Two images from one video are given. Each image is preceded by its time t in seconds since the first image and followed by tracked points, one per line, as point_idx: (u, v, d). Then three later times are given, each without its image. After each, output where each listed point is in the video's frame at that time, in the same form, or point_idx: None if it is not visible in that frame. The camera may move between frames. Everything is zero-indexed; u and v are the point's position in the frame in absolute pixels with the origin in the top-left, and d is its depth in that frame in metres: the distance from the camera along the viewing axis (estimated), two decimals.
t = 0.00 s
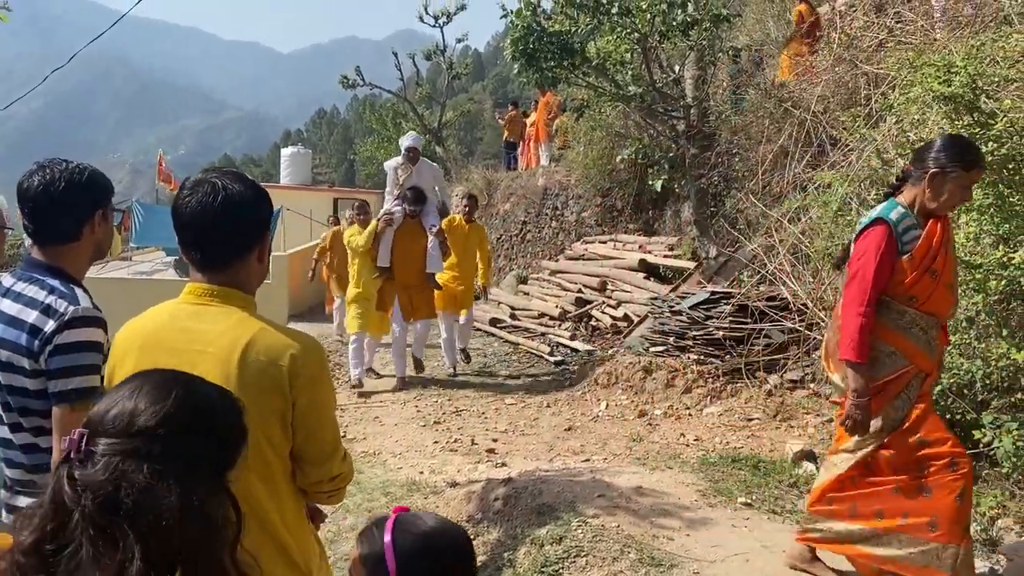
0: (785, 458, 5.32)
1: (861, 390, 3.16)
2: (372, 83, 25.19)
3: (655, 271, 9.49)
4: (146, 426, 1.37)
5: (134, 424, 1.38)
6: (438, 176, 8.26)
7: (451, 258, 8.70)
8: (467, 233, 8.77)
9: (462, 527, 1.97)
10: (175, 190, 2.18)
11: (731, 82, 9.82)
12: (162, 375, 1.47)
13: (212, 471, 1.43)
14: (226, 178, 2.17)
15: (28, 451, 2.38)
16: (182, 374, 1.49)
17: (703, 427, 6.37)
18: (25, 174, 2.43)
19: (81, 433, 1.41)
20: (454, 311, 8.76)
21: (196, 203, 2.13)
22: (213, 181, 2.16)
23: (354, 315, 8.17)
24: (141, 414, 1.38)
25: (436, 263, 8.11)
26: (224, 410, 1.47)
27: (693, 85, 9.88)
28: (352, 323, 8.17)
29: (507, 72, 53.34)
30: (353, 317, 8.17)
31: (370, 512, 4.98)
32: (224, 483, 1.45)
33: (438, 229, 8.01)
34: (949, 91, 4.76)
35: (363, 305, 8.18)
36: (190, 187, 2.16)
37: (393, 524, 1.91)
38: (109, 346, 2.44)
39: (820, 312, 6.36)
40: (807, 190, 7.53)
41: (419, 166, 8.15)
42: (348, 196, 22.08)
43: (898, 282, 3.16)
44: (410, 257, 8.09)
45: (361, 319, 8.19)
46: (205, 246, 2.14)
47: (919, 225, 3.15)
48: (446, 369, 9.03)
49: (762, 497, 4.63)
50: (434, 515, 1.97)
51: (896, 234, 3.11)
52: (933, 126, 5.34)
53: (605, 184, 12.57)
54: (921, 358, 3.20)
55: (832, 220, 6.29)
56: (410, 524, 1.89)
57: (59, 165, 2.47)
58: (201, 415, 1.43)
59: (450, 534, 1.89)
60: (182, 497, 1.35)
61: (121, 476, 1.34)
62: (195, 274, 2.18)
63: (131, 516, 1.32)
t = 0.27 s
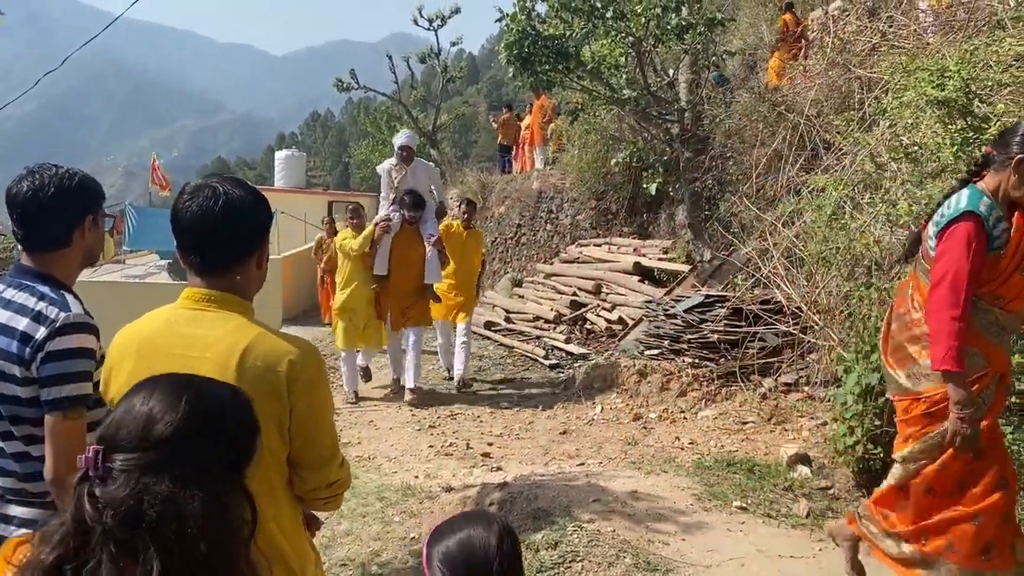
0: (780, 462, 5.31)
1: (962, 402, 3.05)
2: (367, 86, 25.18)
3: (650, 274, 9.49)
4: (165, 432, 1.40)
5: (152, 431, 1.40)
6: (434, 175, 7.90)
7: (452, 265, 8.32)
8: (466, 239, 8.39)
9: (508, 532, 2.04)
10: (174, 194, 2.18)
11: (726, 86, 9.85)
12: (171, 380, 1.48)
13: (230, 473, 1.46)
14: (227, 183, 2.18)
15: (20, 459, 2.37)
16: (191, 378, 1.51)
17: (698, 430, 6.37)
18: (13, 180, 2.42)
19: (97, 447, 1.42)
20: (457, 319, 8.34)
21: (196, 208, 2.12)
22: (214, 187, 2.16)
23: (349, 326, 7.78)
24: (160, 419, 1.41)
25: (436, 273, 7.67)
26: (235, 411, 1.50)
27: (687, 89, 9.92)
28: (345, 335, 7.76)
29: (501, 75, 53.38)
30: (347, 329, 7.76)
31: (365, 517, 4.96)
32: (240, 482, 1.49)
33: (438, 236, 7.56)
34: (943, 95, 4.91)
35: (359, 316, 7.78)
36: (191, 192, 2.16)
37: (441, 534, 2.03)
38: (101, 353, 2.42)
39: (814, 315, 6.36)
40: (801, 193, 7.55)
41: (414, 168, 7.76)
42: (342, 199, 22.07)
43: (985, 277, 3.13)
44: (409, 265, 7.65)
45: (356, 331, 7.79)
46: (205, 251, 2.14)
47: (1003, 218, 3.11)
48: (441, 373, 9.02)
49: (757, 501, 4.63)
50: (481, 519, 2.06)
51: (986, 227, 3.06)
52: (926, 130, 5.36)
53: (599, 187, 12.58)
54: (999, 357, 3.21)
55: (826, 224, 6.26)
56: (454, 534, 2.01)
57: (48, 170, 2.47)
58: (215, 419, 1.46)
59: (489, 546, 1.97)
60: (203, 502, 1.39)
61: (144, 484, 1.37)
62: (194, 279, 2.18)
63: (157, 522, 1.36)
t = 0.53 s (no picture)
0: (777, 467, 5.30)
1: None
2: (359, 88, 25.13)
3: (645, 278, 9.49)
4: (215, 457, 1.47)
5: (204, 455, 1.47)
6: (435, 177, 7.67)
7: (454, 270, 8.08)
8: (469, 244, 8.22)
9: (544, 543, 2.15)
10: (174, 202, 2.15)
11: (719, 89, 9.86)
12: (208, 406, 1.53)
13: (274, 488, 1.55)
14: (227, 193, 2.14)
15: (16, 471, 2.34)
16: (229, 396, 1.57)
17: (694, 435, 6.36)
18: (6, 188, 2.38)
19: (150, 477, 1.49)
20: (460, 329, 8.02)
21: (196, 217, 2.09)
22: (214, 196, 2.13)
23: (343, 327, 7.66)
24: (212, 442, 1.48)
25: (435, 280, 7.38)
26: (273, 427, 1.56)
27: (681, 92, 9.93)
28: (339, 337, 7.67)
29: (494, 77, 53.34)
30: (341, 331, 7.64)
31: (361, 524, 4.94)
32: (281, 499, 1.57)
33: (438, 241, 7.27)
34: (939, 101, 4.80)
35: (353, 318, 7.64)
36: (191, 201, 2.12)
37: (483, 541, 2.18)
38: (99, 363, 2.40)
39: (810, 320, 6.34)
40: (796, 198, 7.56)
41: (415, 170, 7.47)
42: (335, 202, 22.00)
43: None
44: (407, 271, 7.36)
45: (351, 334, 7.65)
46: (205, 261, 2.11)
47: None
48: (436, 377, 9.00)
49: (755, 506, 4.62)
50: (519, 529, 2.17)
51: None
52: (922, 135, 5.36)
53: (593, 191, 12.58)
54: None
55: (822, 229, 6.17)
56: (493, 544, 2.15)
57: (42, 178, 2.43)
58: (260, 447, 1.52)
59: (523, 560, 2.09)
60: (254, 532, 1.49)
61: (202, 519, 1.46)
62: (194, 288, 2.16)
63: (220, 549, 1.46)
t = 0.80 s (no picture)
0: (771, 471, 5.30)
1: None
2: (350, 89, 25.06)
3: (637, 280, 9.50)
4: (296, 455, 1.54)
5: (287, 452, 1.54)
6: (432, 179, 7.22)
7: (452, 277, 7.67)
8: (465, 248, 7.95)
9: (575, 540, 2.14)
10: (168, 208, 2.12)
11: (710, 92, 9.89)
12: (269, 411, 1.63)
13: (347, 499, 1.60)
14: (221, 198, 2.11)
15: (6, 481, 2.30)
16: (311, 397, 1.62)
17: (687, 438, 6.36)
18: None
19: (239, 467, 1.57)
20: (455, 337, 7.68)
21: (189, 223, 2.07)
22: (208, 202, 2.10)
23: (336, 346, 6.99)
24: (295, 441, 1.55)
25: (436, 289, 6.96)
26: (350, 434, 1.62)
27: (672, 95, 9.95)
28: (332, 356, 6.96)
29: (484, 79, 53.33)
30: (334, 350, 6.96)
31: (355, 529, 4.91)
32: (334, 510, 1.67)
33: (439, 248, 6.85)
34: (931, 105, 4.68)
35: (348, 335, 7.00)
36: (184, 207, 2.10)
37: (517, 542, 2.18)
38: (92, 371, 2.37)
39: (802, 323, 6.35)
40: (787, 201, 7.58)
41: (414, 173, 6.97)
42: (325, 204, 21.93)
43: None
44: (405, 280, 6.90)
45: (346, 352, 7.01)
46: (199, 268, 2.08)
47: None
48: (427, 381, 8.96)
49: (749, 510, 4.62)
50: (549, 528, 2.17)
51: None
52: (913, 139, 5.39)
53: (585, 193, 12.59)
54: None
55: (814, 233, 6.14)
56: (525, 543, 2.15)
57: (33, 183, 2.40)
58: (338, 451, 1.58)
59: (552, 556, 2.09)
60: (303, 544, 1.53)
61: (279, 513, 1.52)
62: (187, 295, 2.13)
63: (287, 549, 1.52)
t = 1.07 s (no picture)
0: (761, 472, 5.32)
1: None
2: (338, 91, 25.00)
3: (626, 282, 9.51)
4: (351, 443, 1.61)
5: (342, 440, 1.61)
6: (428, 175, 7.12)
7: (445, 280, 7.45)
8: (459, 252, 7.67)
9: (610, 505, 2.23)
10: (159, 209, 2.10)
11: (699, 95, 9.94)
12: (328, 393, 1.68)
13: (395, 484, 1.68)
14: (213, 201, 2.10)
15: None
16: (356, 386, 1.69)
17: (677, 440, 6.39)
18: None
19: (293, 453, 1.63)
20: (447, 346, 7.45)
21: (181, 225, 2.05)
22: (199, 204, 2.09)
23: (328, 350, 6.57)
24: (347, 429, 1.62)
25: (430, 288, 6.89)
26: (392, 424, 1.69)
27: (662, 98, 9.99)
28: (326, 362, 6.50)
29: (473, 80, 53.30)
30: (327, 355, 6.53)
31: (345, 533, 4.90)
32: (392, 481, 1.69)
33: (435, 246, 6.79)
34: (919, 109, 4.68)
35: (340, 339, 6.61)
36: (175, 209, 2.08)
37: (554, 504, 2.28)
38: (81, 376, 2.35)
39: (791, 324, 6.38)
40: (776, 204, 7.62)
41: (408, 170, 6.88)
42: (314, 206, 21.90)
43: None
44: (398, 279, 6.82)
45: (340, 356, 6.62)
46: (189, 270, 2.07)
47: None
48: (417, 384, 8.94)
49: (740, 512, 4.64)
50: (585, 492, 2.26)
51: None
52: (901, 142, 5.42)
53: (575, 196, 12.61)
54: None
55: (804, 235, 6.21)
56: (563, 508, 2.24)
57: (22, 184, 2.38)
58: (385, 441, 1.65)
59: (590, 520, 2.18)
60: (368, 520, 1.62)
61: (338, 500, 1.59)
62: (176, 297, 2.11)
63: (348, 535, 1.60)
